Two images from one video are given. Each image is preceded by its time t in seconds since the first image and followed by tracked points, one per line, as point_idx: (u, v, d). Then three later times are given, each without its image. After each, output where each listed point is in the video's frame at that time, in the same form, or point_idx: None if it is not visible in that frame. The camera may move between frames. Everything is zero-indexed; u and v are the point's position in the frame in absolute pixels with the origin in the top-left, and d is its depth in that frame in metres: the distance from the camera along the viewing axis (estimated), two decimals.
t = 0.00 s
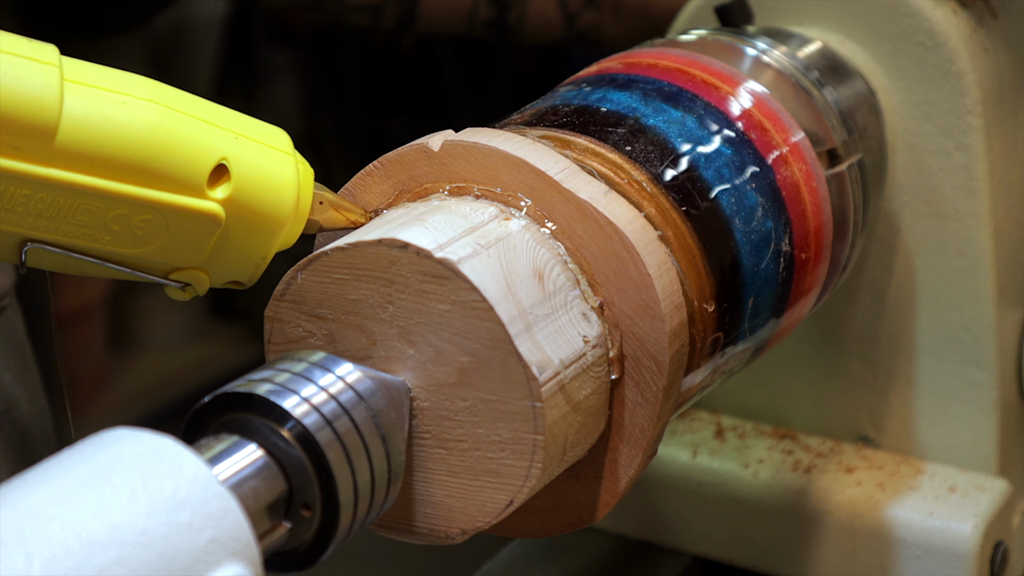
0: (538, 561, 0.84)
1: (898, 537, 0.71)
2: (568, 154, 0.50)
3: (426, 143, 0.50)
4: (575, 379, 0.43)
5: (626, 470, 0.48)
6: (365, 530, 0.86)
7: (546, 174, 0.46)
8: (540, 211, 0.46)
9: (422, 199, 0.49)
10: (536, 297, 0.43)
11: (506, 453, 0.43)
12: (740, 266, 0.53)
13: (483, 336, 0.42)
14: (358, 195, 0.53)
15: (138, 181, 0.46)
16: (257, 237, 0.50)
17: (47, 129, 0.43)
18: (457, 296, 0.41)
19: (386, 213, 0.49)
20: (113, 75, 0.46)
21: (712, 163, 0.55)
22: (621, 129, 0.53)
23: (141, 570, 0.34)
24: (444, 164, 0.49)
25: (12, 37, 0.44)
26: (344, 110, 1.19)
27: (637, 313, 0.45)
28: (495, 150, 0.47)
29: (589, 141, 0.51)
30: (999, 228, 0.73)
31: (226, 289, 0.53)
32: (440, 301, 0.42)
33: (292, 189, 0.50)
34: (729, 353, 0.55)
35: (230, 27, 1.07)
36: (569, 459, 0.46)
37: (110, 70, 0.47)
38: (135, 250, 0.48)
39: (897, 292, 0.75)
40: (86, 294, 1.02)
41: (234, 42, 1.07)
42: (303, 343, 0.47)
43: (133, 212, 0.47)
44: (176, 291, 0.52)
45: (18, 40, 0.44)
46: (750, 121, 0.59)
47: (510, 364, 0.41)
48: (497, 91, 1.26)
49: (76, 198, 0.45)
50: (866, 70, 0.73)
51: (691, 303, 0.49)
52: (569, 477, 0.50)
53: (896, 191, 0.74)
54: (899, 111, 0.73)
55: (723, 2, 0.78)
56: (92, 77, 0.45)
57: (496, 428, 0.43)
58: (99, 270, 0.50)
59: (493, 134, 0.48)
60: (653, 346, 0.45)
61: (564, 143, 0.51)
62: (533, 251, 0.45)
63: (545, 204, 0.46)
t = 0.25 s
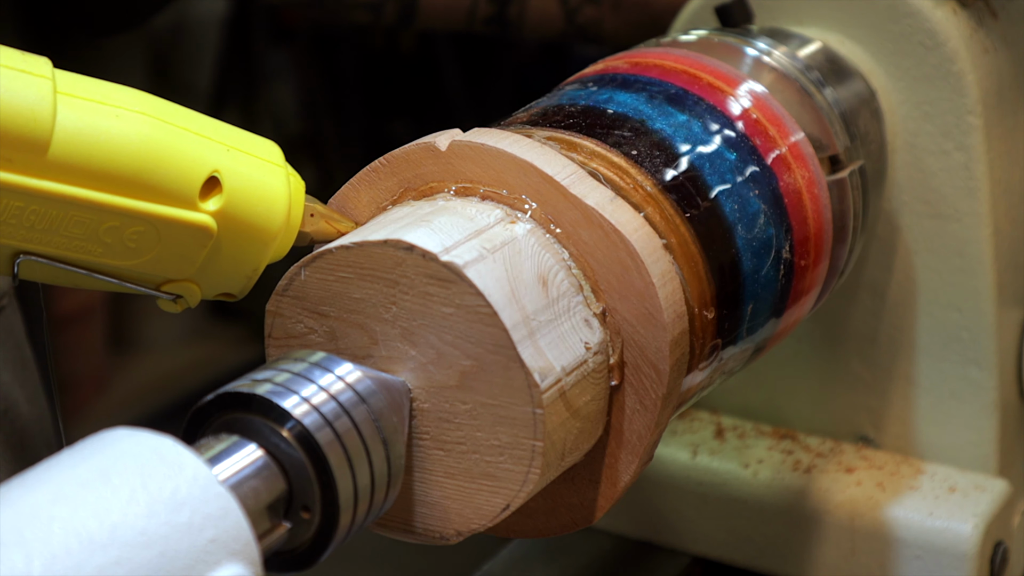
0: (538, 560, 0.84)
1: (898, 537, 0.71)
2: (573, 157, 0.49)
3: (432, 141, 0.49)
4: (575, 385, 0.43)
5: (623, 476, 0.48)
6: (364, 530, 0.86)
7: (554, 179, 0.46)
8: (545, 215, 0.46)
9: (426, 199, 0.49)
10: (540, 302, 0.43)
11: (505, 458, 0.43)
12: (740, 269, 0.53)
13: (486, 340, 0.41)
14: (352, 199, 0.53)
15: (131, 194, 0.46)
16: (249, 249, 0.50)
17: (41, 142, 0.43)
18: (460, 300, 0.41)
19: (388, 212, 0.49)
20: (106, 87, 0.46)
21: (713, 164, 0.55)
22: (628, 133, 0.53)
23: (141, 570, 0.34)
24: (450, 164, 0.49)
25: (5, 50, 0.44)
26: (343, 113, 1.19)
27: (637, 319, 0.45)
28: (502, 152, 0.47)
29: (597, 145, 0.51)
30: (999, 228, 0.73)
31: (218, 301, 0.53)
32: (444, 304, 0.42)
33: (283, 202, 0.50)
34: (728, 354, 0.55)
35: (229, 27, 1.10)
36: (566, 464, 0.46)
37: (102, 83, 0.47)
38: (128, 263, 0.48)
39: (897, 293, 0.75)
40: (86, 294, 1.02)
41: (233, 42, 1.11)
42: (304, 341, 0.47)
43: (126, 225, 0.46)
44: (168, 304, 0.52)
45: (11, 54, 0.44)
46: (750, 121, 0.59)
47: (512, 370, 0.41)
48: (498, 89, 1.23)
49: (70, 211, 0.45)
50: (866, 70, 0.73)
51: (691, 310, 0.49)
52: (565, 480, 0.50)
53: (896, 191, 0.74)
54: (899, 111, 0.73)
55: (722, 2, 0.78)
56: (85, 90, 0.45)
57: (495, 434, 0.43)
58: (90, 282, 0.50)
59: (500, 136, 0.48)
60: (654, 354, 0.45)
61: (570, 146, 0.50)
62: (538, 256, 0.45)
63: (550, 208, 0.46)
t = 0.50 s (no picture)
0: (538, 561, 0.84)
1: (898, 537, 0.71)
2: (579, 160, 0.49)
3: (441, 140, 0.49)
4: (574, 392, 0.43)
5: (619, 479, 0.48)
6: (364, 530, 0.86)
7: (563, 185, 0.46)
8: (552, 218, 0.46)
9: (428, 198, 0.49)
10: (543, 309, 0.43)
11: (503, 463, 0.43)
12: (740, 272, 0.53)
13: (489, 346, 0.41)
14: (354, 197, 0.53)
15: (130, 195, 0.46)
16: (248, 250, 0.50)
17: (39, 144, 0.43)
18: (463, 305, 0.41)
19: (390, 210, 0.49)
20: (104, 89, 0.46)
21: (713, 164, 0.55)
22: (635, 136, 0.53)
23: (141, 571, 0.34)
24: (456, 164, 0.48)
25: (4, 51, 0.44)
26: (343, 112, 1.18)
27: (638, 324, 0.45)
28: (509, 155, 0.46)
29: (603, 147, 0.51)
30: (999, 228, 0.73)
31: (216, 301, 0.53)
32: (448, 308, 0.42)
33: (282, 203, 0.50)
34: (728, 353, 0.55)
35: (227, 26, 1.06)
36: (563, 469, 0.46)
37: (101, 84, 0.47)
38: (127, 264, 0.48)
39: (897, 292, 0.75)
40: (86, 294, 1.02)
41: (232, 42, 1.06)
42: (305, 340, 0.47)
43: (125, 226, 0.46)
44: (166, 304, 0.52)
45: (10, 55, 0.44)
46: (750, 120, 0.59)
47: (513, 376, 0.41)
48: (498, 91, 1.29)
49: (69, 212, 0.45)
50: (866, 70, 0.73)
51: (691, 317, 0.49)
52: (560, 482, 0.50)
53: (896, 192, 0.74)
54: (899, 111, 0.73)
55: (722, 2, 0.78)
56: (84, 91, 0.45)
57: (493, 439, 0.43)
58: (89, 283, 0.50)
59: (509, 138, 0.48)
60: (654, 363, 0.45)
61: (578, 149, 0.50)
62: (543, 261, 0.45)
63: (556, 211, 0.46)
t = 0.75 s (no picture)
0: (537, 561, 0.84)
1: (898, 537, 0.71)
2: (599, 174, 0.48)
3: (467, 140, 0.48)
4: (575, 416, 0.43)
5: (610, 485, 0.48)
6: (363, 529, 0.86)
7: (586, 207, 0.45)
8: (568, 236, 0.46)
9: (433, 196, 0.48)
10: (555, 332, 0.43)
11: (495, 477, 0.43)
12: (740, 273, 0.53)
13: (497, 365, 0.41)
14: (358, 190, 0.52)
15: (130, 190, 0.46)
16: (250, 245, 0.50)
17: (39, 139, 0.43)
18: (477, 321, 0.41)
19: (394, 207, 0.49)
20: (104, 84, 0.46)
21: (713, 164, 0.55)
22: (653, 150, 0.53)
23: (141, 570, 0.34)
24: (479, 167, 0.47)
25: (4, 46, 0.44)
26: (343, 112, 1.18)
27: (640, 349, 0.45)
28: (538, 168, 0.45)
29: (623, 161, 0.51)
30: (999, 229, 0.73)
31: (217, 297, 0.53)
32: (464, 324, 0.41)
33: (283, 198, 0.50)
34: (728, 353, 0.55)
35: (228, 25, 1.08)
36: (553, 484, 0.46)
37: (101, 79, 0.47)
38: (128, 259, 0.48)
39: (896, 292, 0.75)
40: (85, 294, 1.02)
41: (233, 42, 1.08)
42: (308, 329, 0.47)
43: (125, 222, 0.46)
44: (167, 300, 0.52)
45: (9, 50, 0.44)
46: (750, 121, 0.59)
47: (518, 399, 0.41)
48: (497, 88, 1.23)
49: (68, 207, 0.45)
50: (866, 70, 0.73)
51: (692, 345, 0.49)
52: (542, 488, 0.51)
53: (896, 191, 0.74)
54: (899, 111, 0.73)
55: (722, 2, 0.78)
56: (83, 86, 0.45)
57: (489, 454, 0.43)
58: (91, 279, 0.50)
59: (534, 148, 0.47)
60: (654, 393, 0.45)
61: (599, 161, 0.50)
62: (559, 282, 0.44)
63: (573, 230, 0.45)
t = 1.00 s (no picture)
0: (537, 561, 0.84)
1: (898, 537, 0.71)
2: (615, 187, 0.48)
3: (485, 142, 0.47)
4: (572, 430, 0.44)
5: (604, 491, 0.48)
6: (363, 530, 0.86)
7: (600, 221, 0.45)
8: (580, 250, 0.46)
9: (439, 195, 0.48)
10: (560, 347, 0.43)
11: (488, 485, 0.43)
12: (740, 270, 0.53)
13: (501, 377, 0.41)
14: (360, 189, 0.52)
15: (128, 193, 0.46)
16: (247, 246, 0.50)
17: (37, 141, 0.43)
18: (483, 332, 0.41)
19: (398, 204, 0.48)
20: (102, 86, 0.46)
21: (712, 164, 0.55)
22: (667, 163, 0.53)
23: (142, 570, 0.34)
24: (495, 171, 0.47)
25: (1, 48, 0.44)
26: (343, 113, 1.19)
27: (639, 365, 0.45)
28: (554, 178, 0.45)
29: (640, 174, 0.51)
30: (999, 228, 0.73)
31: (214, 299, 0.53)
32: (472, 335, 0.41)
33: (281, 199, 0.50)
34: (729, 352, 0.55)
35: (229, 26, 1.07)
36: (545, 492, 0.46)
37: (98, 81, 0.47)
38: (126, 262, 0.48)
39: (896, 292, 0.75)
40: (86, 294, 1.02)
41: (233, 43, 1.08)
42: (312, 321, 0.46)
43: (124, 223, 0.46)
44: (165, 302, 0.52)
45: (7, 53, 0.44)
46: (750, 121, 0.59)
47: (518, 413, 0.41)
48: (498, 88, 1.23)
49: (67, 209, 0.45)
50: (866, 70, 0.73)
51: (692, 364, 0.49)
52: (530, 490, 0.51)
53: (896, 191, 0.74)
54: (899, 111, 0.73)
55: (723, 2, 0.78)
56: (81, 88, 0.45)
57: (484, 463, 0.43)
58: (89, 281, 0.50)
59: (554, 159, 0.46)
60: (651, 412, 0.45)
61: (615, 173, 0.49)
62: (568, 296, 0.44)
63: (587, 246, 0.45)
